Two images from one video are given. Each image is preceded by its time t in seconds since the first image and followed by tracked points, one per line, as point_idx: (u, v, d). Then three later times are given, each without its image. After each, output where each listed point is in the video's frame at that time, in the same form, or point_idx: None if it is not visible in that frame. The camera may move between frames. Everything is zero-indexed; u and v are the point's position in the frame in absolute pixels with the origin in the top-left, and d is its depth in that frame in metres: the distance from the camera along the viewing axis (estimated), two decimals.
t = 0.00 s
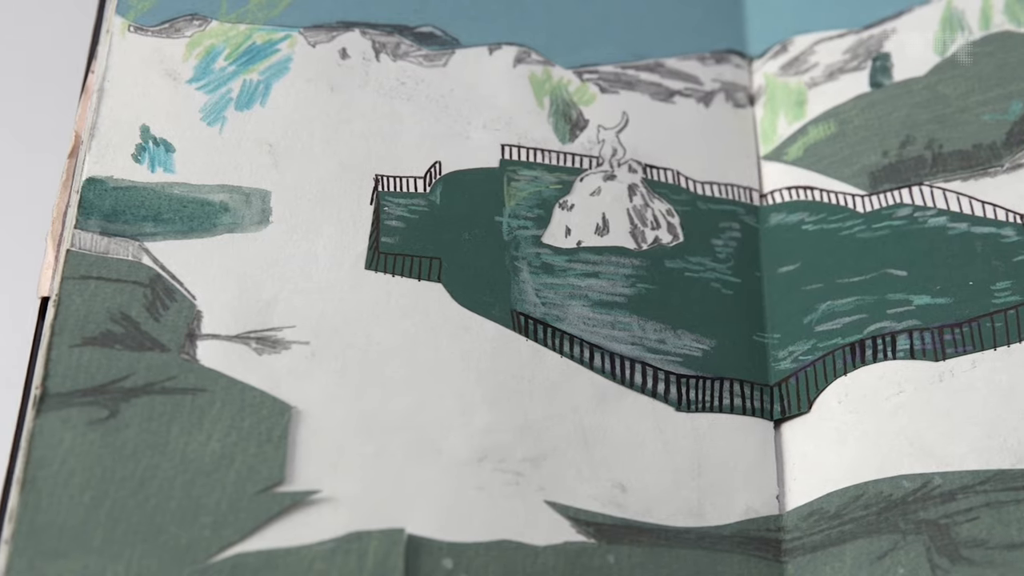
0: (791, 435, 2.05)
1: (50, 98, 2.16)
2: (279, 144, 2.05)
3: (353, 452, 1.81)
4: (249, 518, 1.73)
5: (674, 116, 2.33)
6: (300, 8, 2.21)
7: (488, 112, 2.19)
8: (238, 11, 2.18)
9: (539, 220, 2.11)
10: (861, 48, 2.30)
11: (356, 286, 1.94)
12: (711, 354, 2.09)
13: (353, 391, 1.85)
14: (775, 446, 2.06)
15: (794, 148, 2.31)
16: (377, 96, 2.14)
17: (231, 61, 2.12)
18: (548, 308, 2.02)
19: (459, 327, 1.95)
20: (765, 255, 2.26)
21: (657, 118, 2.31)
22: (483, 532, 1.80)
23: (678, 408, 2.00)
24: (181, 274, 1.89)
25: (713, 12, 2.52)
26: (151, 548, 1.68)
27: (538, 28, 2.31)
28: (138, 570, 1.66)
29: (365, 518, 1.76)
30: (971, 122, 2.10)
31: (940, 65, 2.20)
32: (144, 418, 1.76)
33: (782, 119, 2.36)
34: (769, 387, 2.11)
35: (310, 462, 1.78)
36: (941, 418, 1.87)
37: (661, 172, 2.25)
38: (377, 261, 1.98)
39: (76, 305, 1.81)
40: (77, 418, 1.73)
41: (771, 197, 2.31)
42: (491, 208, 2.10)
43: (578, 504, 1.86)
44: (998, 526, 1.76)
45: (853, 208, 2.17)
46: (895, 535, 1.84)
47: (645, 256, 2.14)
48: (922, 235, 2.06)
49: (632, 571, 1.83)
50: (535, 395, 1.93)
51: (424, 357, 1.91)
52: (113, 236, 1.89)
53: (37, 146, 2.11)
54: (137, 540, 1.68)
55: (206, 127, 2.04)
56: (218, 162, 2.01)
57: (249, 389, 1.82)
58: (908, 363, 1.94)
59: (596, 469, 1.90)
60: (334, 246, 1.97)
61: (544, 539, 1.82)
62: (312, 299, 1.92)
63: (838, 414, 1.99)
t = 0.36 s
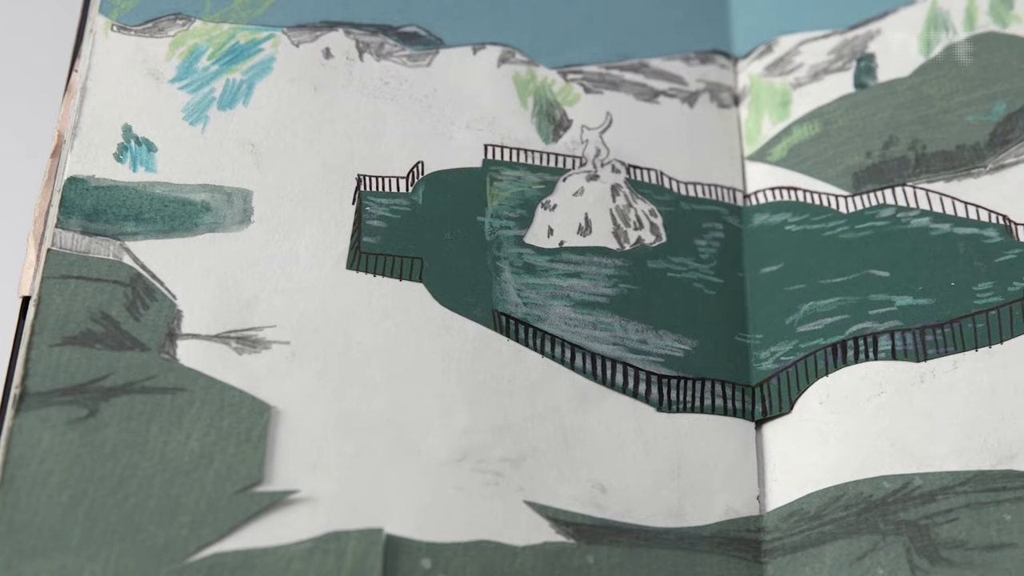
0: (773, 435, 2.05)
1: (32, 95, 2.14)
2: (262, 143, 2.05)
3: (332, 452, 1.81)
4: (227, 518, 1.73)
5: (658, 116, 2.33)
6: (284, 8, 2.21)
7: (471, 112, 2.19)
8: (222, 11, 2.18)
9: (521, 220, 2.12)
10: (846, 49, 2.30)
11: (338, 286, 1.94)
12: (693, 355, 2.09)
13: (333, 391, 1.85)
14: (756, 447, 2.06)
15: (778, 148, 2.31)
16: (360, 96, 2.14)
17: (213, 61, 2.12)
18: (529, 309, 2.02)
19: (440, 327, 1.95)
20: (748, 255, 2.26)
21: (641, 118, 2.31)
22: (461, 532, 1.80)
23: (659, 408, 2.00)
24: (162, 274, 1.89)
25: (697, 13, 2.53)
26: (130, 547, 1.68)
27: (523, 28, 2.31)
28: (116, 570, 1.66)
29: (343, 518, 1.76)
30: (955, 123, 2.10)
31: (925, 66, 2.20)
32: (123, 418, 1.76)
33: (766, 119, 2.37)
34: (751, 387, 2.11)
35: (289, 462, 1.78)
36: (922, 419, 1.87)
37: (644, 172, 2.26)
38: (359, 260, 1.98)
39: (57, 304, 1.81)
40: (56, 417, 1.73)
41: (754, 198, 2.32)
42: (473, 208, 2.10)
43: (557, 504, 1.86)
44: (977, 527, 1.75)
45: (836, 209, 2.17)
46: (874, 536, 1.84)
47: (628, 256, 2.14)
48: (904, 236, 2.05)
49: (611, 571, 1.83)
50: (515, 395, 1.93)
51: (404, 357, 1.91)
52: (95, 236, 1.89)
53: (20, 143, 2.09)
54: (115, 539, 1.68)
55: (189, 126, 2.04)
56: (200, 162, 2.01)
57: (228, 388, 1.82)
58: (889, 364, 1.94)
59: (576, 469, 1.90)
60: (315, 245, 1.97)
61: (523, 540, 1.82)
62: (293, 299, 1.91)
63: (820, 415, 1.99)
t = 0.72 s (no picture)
0: (754, 436, 2.05)
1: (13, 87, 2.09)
2: (244, 143, 2.05)
3: (312, 451, 1.80)
4: (206, 518, 1.72)
5: (642, 117, 2.34)
6: (268, 7, 2.21)
7: (455, 112, 2.19)
8: (206, 11, 2.18)
9: (504, 220, 2.12)
10: (830, 49, 2.30)
11: (319, 286, 1.94)
12: (675, 355, 2.09)
13: (313, 391, 1.85)
14: (738, 447, 2.06)
15: (762, 149, 2.31)
16: (344, 95, 2.14)
17: (197, 60, 2.12)
18: (511, 309, 2.02)
19: (421, 327, 1.95)
20: (732, 256, 2.26)
21: (625, 118, 2.32)
22: (440, 532, 1.80)
23: (640, 408, 2.00)
24: (143, 273, 1.88)
25: (683, 14, 2.53)
26: (108, 547, 1.67)
27: (507, 28, 2.32)
28: (94, 570, 1.65)
29: (322, 518, 1.76)
30: (939, 123, 2.10)
31: (909, 66, 2.20)
32: (103, 417, 1.75)
33: (750, 120, 2.37)
34: (733, 388, 2.11)
35: (268, 462, 1.78)
36: (903, 420, 1.87)
37: (628, 172, 2.26)
38: (340, 260, 1.98)
39: (37, 304, 1.81)
40: (35, 417, 1.72)
41: (738, 198, 2.32)
42: (455, 209, 2.10)
43: (537, 505, 1.86)
44: (957, 528, 1.75)
45: (819, 210, 2.17)
46: (854, 537, 1.84)
47: (611, 256, 2.14)
48: (887, 236, 2.06)
49: (591, 571, 1.83)
50: (496, 395, 1.93)
51: (385, 357, 1.91)
52: (76, 235, 1.89)
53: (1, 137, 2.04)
54: (94, 538, 1.67)
55: (171, 126, 2.04)
56: (182, 162, 2.01)
57: (208, 388, 1.81)
58: (871, 364, 1.95)
59: (556, 469, 1.90)
60: (297, 245, 1.97)
61: (502, 540, 1.82)
62: (273, 298, 1.91)
63: (801, 415, 1.99)
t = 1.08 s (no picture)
0: (736, 436, 2.05)
1: None
2: (227, 143, 2.05)
3: (291, 451, 1.80)
4: (184, 517, 1.72)
5: (626, 117, 2.34)
6: (252, 7, 2.21)
7: (438, 112, 2.19)
8: (189, 11, 2.18)
9: (486, 220, 2.12)
10: (815, 50, 2.31)
11: (300, 286, 1.94)
12: (657, 356, 2.09)
13: (293, 390, 1.85)
14: (719, 448, 2.06)
15: (746, 149, 2.31)
16: (327, 95, 2.14)
17: (180, 60, 2.12)
18: (493, 309, 2.02)
19: (402, 327, 1.95)
20: (715, 256, 2.26)
21: (609, 119, 2.32)
22: (419, 532, 1.80)
23: (621, 409, 2.00)
24: (124, 272, 1.88)
25: (668, 15, 2.54)
26: (86, 546, 1.66)
27: (492, 29, 2.32)
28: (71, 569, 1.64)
29: (301, 518, 1.76)
30: (922, 124, 2.10)
31: (894, 67, 2.20)
32: (82, 417, 1.75)
33: (734, 120, 2.37)
34: (714, 388, 2.11)
35: (248, 461, 1.78)
36: (883, 421, 1.87)
37: (611, 173, 2.26)
38: (322, 260, 1.98)
39: (17, 303, 1.80)
40: (14, 416, 1.72)
41: (722, 199, 2.32)
42: (438, 209, 2.10)
43: (516, 505, 1.86)
44: (936, 529, 1.74)
45: (802, 210, 2.17)
46: (834, 538, 1.84)
47: (593, 256, 2.14)
48: (869, 237, 2.06)
49: (570, 572, 1.83)
50: (476, 396, 1.93)
51: (366, 357, 1.91)
52: (57, 235, 1.89)
53: None
54: (72, 538, 1.66)
55: (154, 125, 2.04)
56: (164, 161, 2.01)
57: (187, 388, 1.81)
58: (852, 365, 1.95)
59: (536, 470, 1.91)
60: (278, 245, 1.97)
61: (481, 540, 1.82)
62: (254, 298, 1.91)
63: (782, 416, 1.99)
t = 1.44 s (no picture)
0: (717, 437, 2.05)
1: None
2: (209, 142, 2.05)
3: (270, 451, 1.80)
4: (163, 517, 1.72)
5: (611, 118, 2.34)
6: (235, 7, 2.21)
7: (422, 113, 2.19)
8: (173, 11, 2.18)
9: (469, 220, 2.12)
10: (799, 51, 2.30)
11: (281, 286, 1.94)
12: (639, 356, 2.09)
13: (273, 391, 1.85)
14: (700, 449, 2.06)
15: (730, 150, 2.31)
16: (310, 95, 2.14)
17: (163, 60, 2.12)
18: (474, 309, 2.02)
19: (383, 327, 1.95)
20: (698, 257, 2.26)
21: (593, 119, 2.32)
22: (398, 533, 1.80)
23: (602, 409, 2.01)
24: (105, 272, 1.88)
25: (654, 16, 2.54)
26: (64, 546, 1.66)
27: (476, 29, 2.32)
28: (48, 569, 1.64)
29: (280, 518, 1.76)
30: (905, 126, 2.10)
31: (878, 68, 2.20)
32: (62, 416, 1.75)
33: (719, 121, 2.37)
34: (696, 389, 2.11)
35: (227, 461, 1.78)
36: (863, 422, 1.87)
37: (595, 173, 2.26)
38: (303, 260, 1.98)
39: None
40: None
41: (706, 200, 2.32)
42: (420, 209, 2.10)
43: (496, 505, 1.86)
44: (916, 530, 1.74)
45: (785, 211, 2.17)
46: (814, 539, 1.84)
47: (576, 257, 2.14)
48: (852, 238, 2.06)
49: (549, 572, 1.83)
50: (457, 396, 1.93)
51: (347, 357, 1.91)
52: (38, 235, 1.89)
53: None
54: (49, 538, 1.66)
55: (136, 125, 2.04)
56: (146, 161, 2.01)
57: (167, 388, 1.81)
58: (833, 366, 1.94)
59: (516, 470, 1.91)
60: (260, 245, 1.97)
61: (460, 541, 1.82)
62: (235, 298, 1.91)
63: (763, 417, 1.99)
